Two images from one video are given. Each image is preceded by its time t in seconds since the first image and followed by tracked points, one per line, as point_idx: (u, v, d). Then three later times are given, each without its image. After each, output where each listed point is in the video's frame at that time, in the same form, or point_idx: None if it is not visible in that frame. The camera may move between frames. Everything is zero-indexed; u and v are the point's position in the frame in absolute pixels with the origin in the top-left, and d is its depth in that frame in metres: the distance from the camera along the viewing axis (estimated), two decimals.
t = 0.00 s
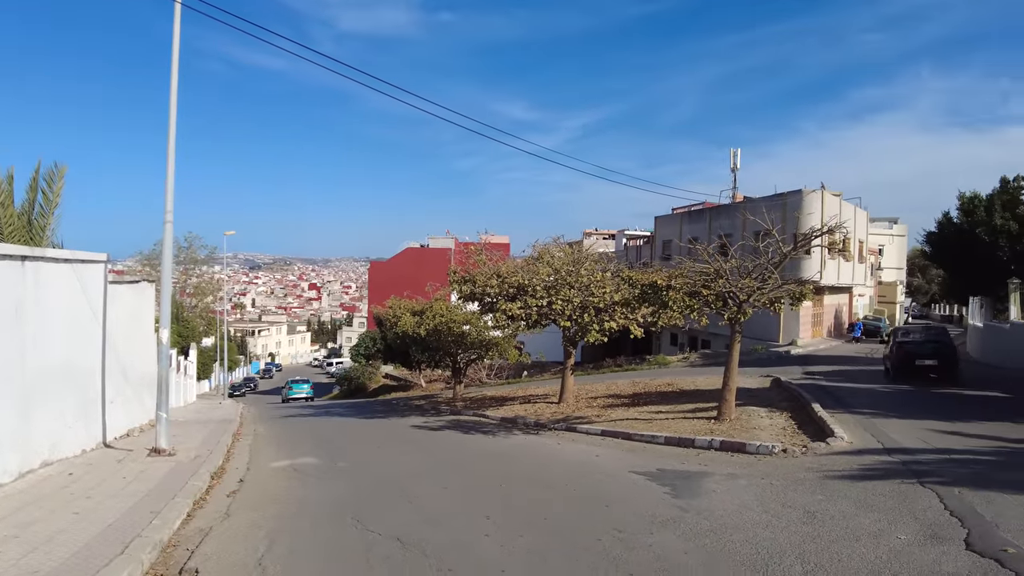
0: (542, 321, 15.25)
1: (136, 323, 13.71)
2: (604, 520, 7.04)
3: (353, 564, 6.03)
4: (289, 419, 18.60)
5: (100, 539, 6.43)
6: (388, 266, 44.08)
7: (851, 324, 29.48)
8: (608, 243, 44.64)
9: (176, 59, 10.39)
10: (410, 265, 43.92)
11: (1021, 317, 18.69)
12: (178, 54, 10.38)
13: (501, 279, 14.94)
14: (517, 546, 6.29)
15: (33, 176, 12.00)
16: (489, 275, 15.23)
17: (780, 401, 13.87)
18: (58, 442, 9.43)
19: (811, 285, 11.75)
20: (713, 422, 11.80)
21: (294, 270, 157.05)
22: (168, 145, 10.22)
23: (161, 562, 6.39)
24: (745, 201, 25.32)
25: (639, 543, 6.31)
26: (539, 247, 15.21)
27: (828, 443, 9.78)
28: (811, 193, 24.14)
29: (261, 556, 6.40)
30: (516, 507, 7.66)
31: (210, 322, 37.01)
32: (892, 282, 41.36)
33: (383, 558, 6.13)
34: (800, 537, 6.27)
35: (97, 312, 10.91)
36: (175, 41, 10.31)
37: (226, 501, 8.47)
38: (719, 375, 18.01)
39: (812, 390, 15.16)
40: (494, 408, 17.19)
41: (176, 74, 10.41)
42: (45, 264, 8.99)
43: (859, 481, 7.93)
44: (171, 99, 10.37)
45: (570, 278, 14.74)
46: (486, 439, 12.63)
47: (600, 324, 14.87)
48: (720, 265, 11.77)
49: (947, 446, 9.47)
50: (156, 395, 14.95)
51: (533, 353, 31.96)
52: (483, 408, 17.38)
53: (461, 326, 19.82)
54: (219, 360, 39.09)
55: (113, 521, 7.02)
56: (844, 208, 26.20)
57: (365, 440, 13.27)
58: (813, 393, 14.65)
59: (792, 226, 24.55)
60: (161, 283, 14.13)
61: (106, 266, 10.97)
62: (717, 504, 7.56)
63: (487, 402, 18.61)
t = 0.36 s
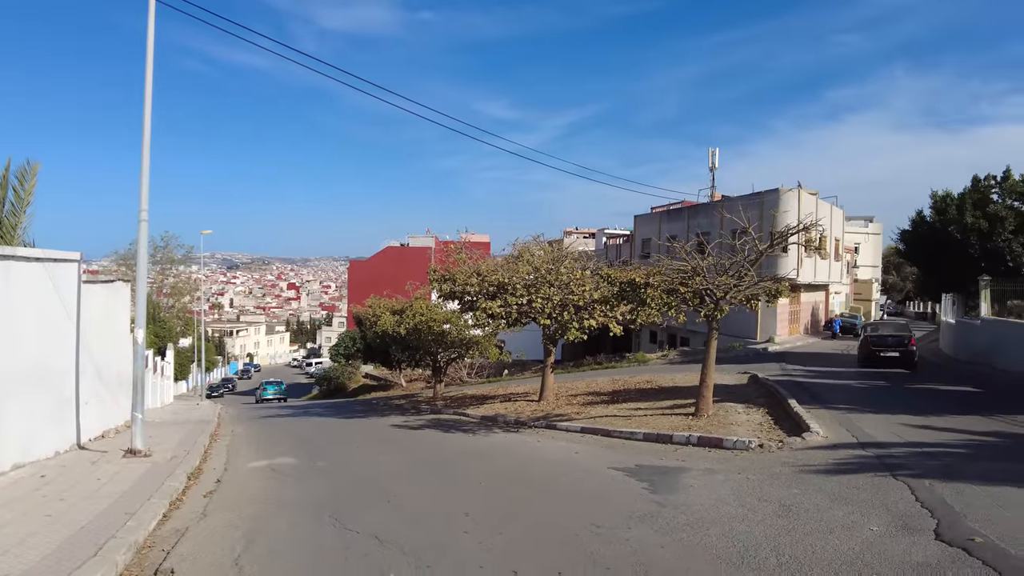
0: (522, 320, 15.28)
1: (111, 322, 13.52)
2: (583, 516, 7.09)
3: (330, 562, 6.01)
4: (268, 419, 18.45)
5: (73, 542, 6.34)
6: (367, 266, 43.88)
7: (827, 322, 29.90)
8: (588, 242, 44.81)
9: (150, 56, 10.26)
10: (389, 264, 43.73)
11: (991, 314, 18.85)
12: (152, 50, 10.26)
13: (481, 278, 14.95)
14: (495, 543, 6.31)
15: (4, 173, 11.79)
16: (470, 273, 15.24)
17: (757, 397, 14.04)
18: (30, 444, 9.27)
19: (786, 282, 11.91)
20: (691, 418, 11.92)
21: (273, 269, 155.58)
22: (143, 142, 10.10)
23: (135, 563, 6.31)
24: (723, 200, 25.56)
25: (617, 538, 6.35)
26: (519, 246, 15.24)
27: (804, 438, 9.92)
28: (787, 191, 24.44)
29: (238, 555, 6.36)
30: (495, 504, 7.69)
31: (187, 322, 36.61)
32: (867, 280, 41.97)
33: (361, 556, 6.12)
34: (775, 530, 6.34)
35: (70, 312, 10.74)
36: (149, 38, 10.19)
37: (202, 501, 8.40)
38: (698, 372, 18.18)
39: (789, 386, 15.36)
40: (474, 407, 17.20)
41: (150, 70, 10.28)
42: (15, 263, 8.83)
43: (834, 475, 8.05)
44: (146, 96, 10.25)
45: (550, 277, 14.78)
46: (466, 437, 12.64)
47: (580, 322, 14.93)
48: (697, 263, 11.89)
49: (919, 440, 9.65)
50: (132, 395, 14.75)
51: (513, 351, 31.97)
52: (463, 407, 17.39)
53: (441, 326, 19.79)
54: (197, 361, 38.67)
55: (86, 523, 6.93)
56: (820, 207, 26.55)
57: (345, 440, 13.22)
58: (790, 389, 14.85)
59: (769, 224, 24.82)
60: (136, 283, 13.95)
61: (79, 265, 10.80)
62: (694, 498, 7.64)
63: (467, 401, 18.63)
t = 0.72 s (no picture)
0: (503, 317, 15.35)
1: (88, 320, 13.36)
2: (564, 506, 7.17)
3: (312, 552, 6.03)
4: (248, 418, 18.34)
5: (51, 535, 6.29)
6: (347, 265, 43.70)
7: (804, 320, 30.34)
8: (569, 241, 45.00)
9: (128, 49, 10.19)
10: (370, 263, 43.55)
11: (964, 309, 19.30)
12: (131, 44, 10.19)
13: (463, 274, 14.98)
14: (476, 531, 6.37)
15: None
16: (451, 270, 15.27)
17: (736, 392, 14.23)
18: (5, 441, 9.15)
19: (763, 278, 12.09)
20: (670, 412, 12.06)
21: (252, 269, 154.17)
22: (121, 136, 10.03)
23: (115, 556, 6.28)
24: (702, 199, 25.83)
25: (597, 525, 6.43)
26: (500, 243, 15.30)
27: (780, 430, 10.10)
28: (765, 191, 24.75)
29: (219, 546, 6.36)
30: (477, 495, 7.76)
31: (164, 322, 36.22)
32: (845, 279, 42.54)
33: (343, 546, 6.15)
34: (752, 516, 6.46)
35: (46, 308, 10.60)
36: (127, 31, 10.12)
37: (182, 496, 8.37)
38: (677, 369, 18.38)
39: (767, 381, 15.59)
40: (456, 404, 17.23)
41: (129, 64, 10.21)
42: None
43: (809, 464, 8.21)
44: (124, 90, 10.17)
45: (531, 274, 14.86)
46: (447, 433, 12.68)
47: (561, 319, 15.03)
48: (675, 259, 12.06)
49: (892, 430, 9.86)
50: (109, 394, 14.58)
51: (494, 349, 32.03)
52: (445, 404, 17.42)
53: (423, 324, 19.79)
54: (174, 362, 38.26)
55: (64, 517, 6.87)
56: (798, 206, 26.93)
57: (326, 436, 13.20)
58: (767, 384, 15.08)
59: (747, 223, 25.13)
60: (113, 280, 13.79)
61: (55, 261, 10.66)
62: (673, 487, 7.75)
63: (449, 399, 18.67)
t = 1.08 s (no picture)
0: (475, 310, 15.44)
1: (52, 313, 13.16)
2: (535, 479, 7.36)
3: (285, 523, 6.10)
4: (216, 416, 18.17)
5: (19, 511, 6.25)
6: (316, 266, 43.42)
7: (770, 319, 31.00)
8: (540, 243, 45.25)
9: (97, 35, 10.14)
10: (340, 264, 43.30)
11: (923, 305, 19.87)
12: (100, 29, 10.13)
13: (435, 270, 15.05)
14: (448, 502, 6.49)
15: None
16: (422, 265, 15.29)
17: (702, 382, 14.54)
18: None
19: (728, 267, 12.40)
20: (639, 400, 12.28)
21: (219, 274, 151.89)
22: (90, 123, 9.97)
23: (85, 531, 6.26)
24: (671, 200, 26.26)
25: (565, 494, 6.62)
26: (472, 239, 15.43)
27: (744, 412, 10.38)
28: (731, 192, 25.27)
29: (191, 520, 6.38)
30: (448, 474, 7.88)
31: (129, 324, 35.65)
32: (809, 280, 43.52)
33: (316, 517, 6.23)
34: (716, 483, 6.67)
35: (10, 296, 10.45)
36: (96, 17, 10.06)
37: (151, 479, 8.33)
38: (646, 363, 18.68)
39: (733, 373, 15.94)
40: (427, 400, 17.30)
41: (97, 49, 10.15)
42: None
43: (771, 440, 8.48)
44: (92, 75, 10.10)
45: (502, 268, 15.00)
46: (419, 424, 12.76)
47: (532, 312, 15.19)
48: (643, 249, 12.32)
49: (851, 411, 10.21)
50: (73, 390, 14.35)
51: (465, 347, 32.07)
52: (417, 400, 17.47)
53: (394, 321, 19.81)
54: (139, 364, 37.58)
55: (31, 497, 6.82)
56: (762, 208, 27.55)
57: (297, 430, 13.16)
58: (734, 375, 15.44)
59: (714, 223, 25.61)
60: (78, 273, 13.61)
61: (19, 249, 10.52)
62: (641, 462, 7.95)
63: (420, 395, 18.72)
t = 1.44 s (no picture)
0: (430, 306, 15.46)
1: None
2: (488, 465, 7.48)
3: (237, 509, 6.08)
4: (163, 416, 17.77)
5: None
6: (266, 266, 42.72)
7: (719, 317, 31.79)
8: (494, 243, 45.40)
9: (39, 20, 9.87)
10: (291, 264, 42.67)
11: (863, 300, 20.66)
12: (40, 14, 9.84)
13: (390, 265, 15.00)
14: (401, 487, 6.57)
15: None
16: (376, 261, 15.22)
17: (652, 373, 14.89)
18: None
19: (676, 260, 12.75)
20: (591, 390, 12.52)
21: (166, 276, 147.79)
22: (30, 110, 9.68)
23: (28, 521, 6.14)
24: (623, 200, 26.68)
25: (517, 476, 6.76)
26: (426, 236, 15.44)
27: (691, 398, 10.70)
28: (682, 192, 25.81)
29: (140, 509, 6.30)
30: (401, 464, 7.93)
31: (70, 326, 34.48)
32: (755, 279, 44.79)
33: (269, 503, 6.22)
34: (662, 460, 6.91)
35: None
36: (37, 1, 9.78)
37: (97, 472, 8.16)
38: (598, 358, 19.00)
39: (681, 366, 16.37)
40: (381, 397, 17.28)
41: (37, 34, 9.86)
42: None
43: (716, 422, 8.79)
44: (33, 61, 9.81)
45: (457, 263, 15.07)
46: (373, 419, 12.76)
47: (487, 307, 15.30)
48: (595, 243, 12.59)
49: (792, 396, 10.63)
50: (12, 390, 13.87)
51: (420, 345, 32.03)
52: (370, 398, 17.43)
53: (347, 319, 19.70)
54: (80, 367, 36.38)
55: None
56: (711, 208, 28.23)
57: (248, 427, 13.00)
58: (682, 368, 15.85)
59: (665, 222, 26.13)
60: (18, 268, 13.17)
61: None
62: (591, 445, 8.15)
63: (375, 393, 18.68)
